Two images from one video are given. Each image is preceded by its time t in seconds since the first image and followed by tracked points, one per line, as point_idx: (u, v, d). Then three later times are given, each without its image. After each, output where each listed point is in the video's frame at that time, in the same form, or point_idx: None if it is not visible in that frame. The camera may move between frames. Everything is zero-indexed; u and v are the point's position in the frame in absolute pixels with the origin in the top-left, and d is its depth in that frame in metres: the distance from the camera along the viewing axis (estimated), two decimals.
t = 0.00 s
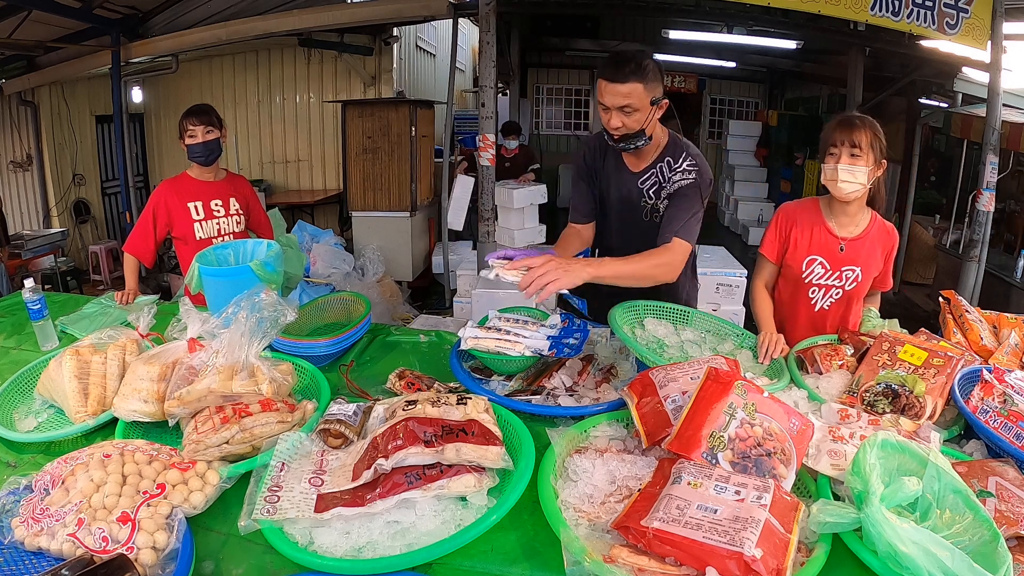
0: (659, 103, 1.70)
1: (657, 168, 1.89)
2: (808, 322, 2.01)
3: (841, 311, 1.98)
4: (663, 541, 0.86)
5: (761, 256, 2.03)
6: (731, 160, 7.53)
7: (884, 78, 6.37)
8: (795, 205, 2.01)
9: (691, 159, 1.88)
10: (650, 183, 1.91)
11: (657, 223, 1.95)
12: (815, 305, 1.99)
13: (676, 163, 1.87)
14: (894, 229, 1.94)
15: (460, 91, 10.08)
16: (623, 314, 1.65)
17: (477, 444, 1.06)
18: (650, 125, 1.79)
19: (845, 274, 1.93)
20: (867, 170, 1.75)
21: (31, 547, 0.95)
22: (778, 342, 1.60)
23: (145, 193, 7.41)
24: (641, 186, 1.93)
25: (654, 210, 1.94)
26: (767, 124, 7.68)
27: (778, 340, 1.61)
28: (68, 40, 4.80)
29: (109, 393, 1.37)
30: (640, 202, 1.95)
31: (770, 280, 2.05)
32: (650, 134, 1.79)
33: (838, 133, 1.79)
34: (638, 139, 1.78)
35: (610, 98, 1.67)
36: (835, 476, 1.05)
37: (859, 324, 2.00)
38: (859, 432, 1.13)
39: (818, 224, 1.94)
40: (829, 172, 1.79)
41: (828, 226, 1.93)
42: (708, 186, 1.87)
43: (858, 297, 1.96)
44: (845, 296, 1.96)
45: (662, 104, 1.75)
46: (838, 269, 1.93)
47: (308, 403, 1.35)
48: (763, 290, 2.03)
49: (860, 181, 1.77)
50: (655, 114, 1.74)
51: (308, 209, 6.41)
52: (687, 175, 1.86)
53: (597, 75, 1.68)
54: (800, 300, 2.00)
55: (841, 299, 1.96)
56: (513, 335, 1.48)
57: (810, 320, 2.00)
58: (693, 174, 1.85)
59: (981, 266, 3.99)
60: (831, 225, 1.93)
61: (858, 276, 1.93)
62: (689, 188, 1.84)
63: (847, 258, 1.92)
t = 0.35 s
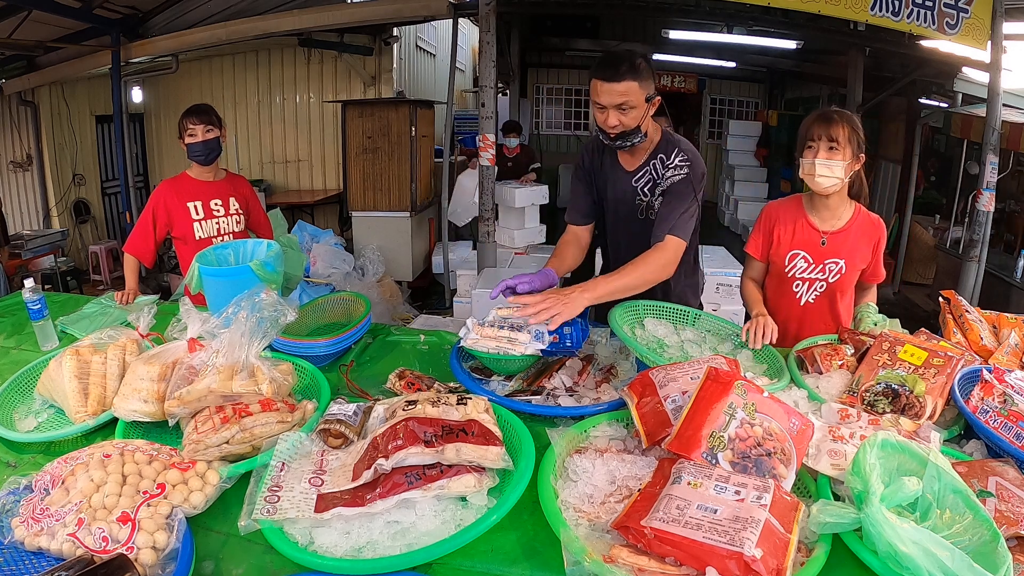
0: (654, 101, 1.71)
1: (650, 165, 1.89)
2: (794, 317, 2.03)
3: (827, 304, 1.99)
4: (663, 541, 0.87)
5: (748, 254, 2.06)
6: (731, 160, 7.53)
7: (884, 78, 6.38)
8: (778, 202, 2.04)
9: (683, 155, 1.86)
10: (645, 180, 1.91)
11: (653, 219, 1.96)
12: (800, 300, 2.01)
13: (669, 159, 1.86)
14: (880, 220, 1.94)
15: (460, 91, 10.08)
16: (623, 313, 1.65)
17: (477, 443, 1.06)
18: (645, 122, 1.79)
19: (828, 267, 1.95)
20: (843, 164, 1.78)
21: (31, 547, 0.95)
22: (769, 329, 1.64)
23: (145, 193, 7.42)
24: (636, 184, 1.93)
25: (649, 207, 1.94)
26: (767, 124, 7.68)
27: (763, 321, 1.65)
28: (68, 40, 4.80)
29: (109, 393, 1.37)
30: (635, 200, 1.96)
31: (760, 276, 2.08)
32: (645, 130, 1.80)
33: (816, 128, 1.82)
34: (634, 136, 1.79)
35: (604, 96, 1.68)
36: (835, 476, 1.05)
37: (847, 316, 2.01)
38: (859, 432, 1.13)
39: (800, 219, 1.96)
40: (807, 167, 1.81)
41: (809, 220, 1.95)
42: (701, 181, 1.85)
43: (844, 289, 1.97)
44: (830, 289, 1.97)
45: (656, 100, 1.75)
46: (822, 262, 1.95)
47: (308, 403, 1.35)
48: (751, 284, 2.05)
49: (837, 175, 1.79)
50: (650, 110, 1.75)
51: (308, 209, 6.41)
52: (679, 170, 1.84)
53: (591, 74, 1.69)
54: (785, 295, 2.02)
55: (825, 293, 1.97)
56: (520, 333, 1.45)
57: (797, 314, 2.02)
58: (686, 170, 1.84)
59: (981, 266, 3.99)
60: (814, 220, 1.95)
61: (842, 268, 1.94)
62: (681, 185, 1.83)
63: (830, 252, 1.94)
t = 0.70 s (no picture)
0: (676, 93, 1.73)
1: (658, 159, 1.91)
2: (793, 317, 2.03)
3: (826, 303, 1.99)
4: (663, 541, 0.87)
5: (744, 256, 2.05)
6: (731, 160, 7.53)
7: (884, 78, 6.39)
8: (771, 203, 2.03)
9: (691, 150, 1.91)
10: (651, 173, 1.92)
11: (656, 212, 1.98)
12: (799, 299, 2.00)
13: (678, 153, 1.90)
14: (874, 216, 1.94)
15: (460, 91, 10.08)
16: (623, 314, 1.65)
17: (477, 443, 1.06)
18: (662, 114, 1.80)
19: (826, 265, 1.95)
20: (834, 161, 1.78)
21: (31, 547, 0.95)
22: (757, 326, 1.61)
23: (145, 193, 7.42)
24: (640, 177, 1.94)
25: (654, 200, 1.96)
26: (767, 124, 7.68)
27: (754, 322, 1.62)
28: (68, 40, 4.80)
29: (109, 393, 1.37)
30: (638, 192, 1.96)
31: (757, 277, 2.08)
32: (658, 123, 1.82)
33: (806, 126, 1.82)
34: (650, 127, 1.80)
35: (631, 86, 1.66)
36: (835, 476, 1.05)
37: (846, 315, 2.00)
38: (859, 432, 1.13)
39: (795, 219, 1.96)
40: (798, 165, 1.81)
41: (804, 220, 1.95)
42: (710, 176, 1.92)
43: (842, 287, 1.97)
44: (828, 288, 1.97)
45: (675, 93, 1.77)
46: (819, 261, 1.95)
47: (308, 403, 1.35)
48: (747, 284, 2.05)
49: (828, 172, 1.80)
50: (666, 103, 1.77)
51: (308, 209, 6.41)
52: (690, 165, 1.89)
53: (614, 62, 1.66)
54: (783, 295, 2.02)
55: (824, 291, 1.97)
56: (517, 334, 1.46)
57: (797, 314, 2.02)
58: (698, 165, 1.89)
59: (981, 266, 3.99)
60: (808, 219, 1.96)
61: (839, 266, 1.95)
62: (697, 180, 1.89)
63: (826, 250, 1.94)
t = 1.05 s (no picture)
0: (666, 92, 1.71)
1: (665, 160, 1.91)
2: (789, 316, 2.04)
3: (823, 303, 1.99)
4: (663, 541, 0.87)
5: (744, 254, 2.07)
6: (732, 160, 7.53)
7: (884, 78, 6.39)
8: (774, 201, 2.04)
9: (699, 150, 1.90)
10: (658, 175, 1.92)
11: (664, 214, 1.98)
12: (796, 298, 2.01)
13: (686, 154, 1.89)
14: (876, 218, 1.93)
15: (460, 91, 10.08)
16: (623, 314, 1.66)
17: (477, 443, 1.06)
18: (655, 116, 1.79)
19: (823, 265, 1.95)
20: (832, 160, 1.78)
21: (31, 547, 0.95)
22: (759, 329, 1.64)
23: (145, 193, 7.42)
24: (648, 178, 1.94)
25: (661, 201, 1.96)
26: (768, 124, 7.68)
27: (757, 323, 1.65)
28: (68, 40, 4.80)
29: (109, 393, 1.37)
30: (646, 193, 1.96)
31: (757, 276, 2.09)
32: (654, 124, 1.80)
33: (804, 126, 1.82)
34: (643, 130, 1.79)
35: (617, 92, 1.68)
36: (835, 476, 1.05)
37: (843, 316, 2.00)
38: (859, 432, 1.13)
39: (795, 218, 1.96)
40: (796, 165, 1.82)
41: (804, 219, 1.95)
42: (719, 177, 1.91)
43: (840, 287, 1.97)
44: (825, 288, 1.97)
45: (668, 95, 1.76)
46: (817, 261, 1.95)
47: (308, 403, 1.35)
48: (747, 283, 2.07)
49: (826, 172, 1.80)
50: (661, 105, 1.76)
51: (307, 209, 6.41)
52: (697, 167, 1.89)
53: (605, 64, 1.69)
54: (780, 294, 2.03)
55: (820, 291, 1.97)
56: (517, 334, 1.47)
57: (793, 314, 2.03)
58: (705, 166, 1.88)
59: (981, 266, 3.99)
60: (809, 219, 1.96)
61: (837, 267, 1.94)
62: (705, 181, 1.88)
63: (824, 251, 1.94)
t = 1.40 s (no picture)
0: (673, 99, 1.72)
1: (669, 162, 1.95)
2: (790, 316, 2.04)
3: (823, 303, 1.99)
4: (662, 541, 0.87)
5: (746, 254, 2.07)
6: (732, 159, 7.53)
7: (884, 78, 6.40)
8: (774, 202, 2.04)
9: (701, 152, 1.96)
10: (662, 177, 1.97)
11: (667, 215, 2.02)
12: (796, 298, 2.01)
13: (689, 156, 1.94)
14: (876, 218, 1.93)
15: (460, 90, 10.08)
16: (623, 314, 1.65)
17: (477, 443, 1.06)
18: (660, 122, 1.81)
19: (823, 265, 1.95)
20: (832, 161, 1.78)
21: (31, 547, 0.95)
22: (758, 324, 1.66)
23: (145, 193, 7.42)
24: (652, 180, 1.98)
25: (664, 203, 2.00)
26: (767, 124, 7.69)
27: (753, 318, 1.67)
28: (68, 40, 4.80)
29: (109, 393, 1.37)
30: (650, 195, 2.00)
31: (756, 276, 2.09)
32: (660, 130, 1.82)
33: (803, 127, 1.82)
34: (650, 135, 1.80)
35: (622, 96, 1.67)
36: (835, 476, 1.05)
37: (843, 315, 2.00)
38: (859, 432, 1.13)
39: (796, 218, 1.96)
40: (796, 166, 1.82)
41: (804, 220, 1.95)
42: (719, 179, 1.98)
43: (840, 288, 1.97)
44: (825, 288, 1.97)
45: (674, 100, 1.77)
46: (817, 261, 1.95)
47: (308, 403, 1.35)
48: (748, 283, 2.07)
49: (826, 173, 1.80)
50: (668, 110, 1.78)
51: (307, 209, 6.40)
52: (699, 169, 1.95)
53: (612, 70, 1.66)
54: (780, 294, 2.03)
55: (820, 291, 1.98)
56: (517, 334, 1.47)
57: (794, 314, 2.03)
58: (707, 168, 1.95)
59: (981, 266, 3.99)
60: (809, 219, 1.95)
61: (837, 266, 1.95)
62: (705, 183, 1.95)
63: (825, 251, 1.94)
